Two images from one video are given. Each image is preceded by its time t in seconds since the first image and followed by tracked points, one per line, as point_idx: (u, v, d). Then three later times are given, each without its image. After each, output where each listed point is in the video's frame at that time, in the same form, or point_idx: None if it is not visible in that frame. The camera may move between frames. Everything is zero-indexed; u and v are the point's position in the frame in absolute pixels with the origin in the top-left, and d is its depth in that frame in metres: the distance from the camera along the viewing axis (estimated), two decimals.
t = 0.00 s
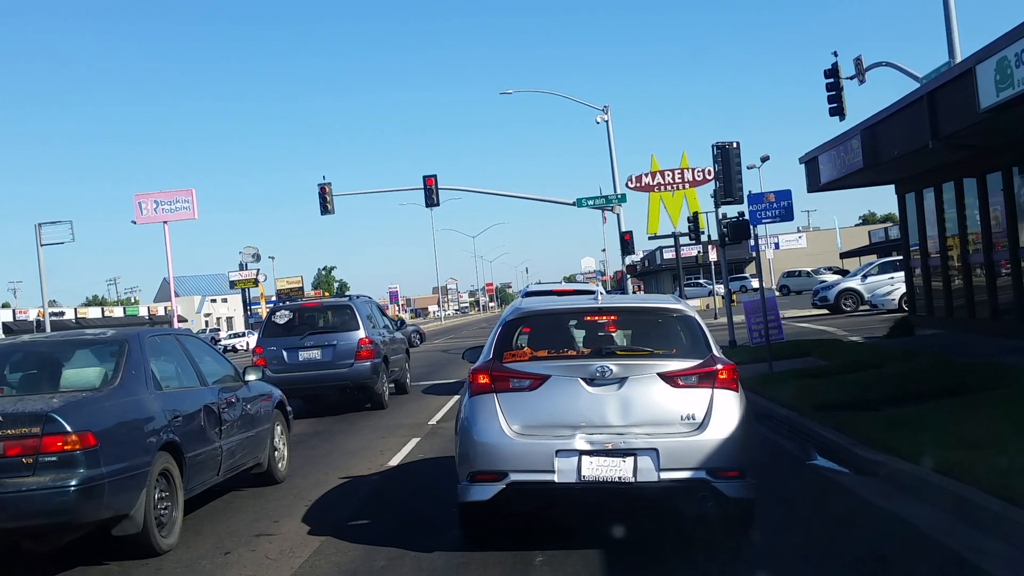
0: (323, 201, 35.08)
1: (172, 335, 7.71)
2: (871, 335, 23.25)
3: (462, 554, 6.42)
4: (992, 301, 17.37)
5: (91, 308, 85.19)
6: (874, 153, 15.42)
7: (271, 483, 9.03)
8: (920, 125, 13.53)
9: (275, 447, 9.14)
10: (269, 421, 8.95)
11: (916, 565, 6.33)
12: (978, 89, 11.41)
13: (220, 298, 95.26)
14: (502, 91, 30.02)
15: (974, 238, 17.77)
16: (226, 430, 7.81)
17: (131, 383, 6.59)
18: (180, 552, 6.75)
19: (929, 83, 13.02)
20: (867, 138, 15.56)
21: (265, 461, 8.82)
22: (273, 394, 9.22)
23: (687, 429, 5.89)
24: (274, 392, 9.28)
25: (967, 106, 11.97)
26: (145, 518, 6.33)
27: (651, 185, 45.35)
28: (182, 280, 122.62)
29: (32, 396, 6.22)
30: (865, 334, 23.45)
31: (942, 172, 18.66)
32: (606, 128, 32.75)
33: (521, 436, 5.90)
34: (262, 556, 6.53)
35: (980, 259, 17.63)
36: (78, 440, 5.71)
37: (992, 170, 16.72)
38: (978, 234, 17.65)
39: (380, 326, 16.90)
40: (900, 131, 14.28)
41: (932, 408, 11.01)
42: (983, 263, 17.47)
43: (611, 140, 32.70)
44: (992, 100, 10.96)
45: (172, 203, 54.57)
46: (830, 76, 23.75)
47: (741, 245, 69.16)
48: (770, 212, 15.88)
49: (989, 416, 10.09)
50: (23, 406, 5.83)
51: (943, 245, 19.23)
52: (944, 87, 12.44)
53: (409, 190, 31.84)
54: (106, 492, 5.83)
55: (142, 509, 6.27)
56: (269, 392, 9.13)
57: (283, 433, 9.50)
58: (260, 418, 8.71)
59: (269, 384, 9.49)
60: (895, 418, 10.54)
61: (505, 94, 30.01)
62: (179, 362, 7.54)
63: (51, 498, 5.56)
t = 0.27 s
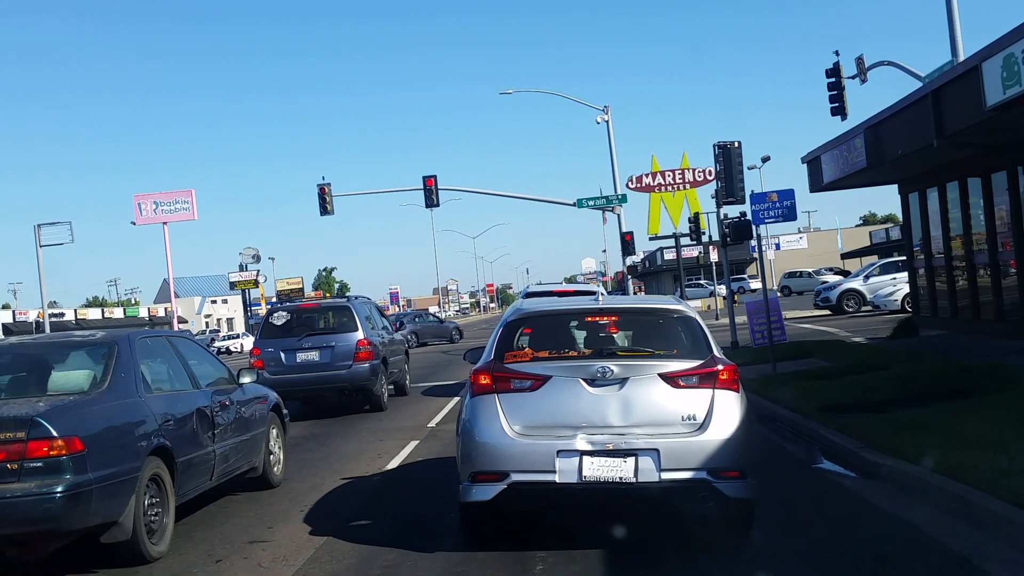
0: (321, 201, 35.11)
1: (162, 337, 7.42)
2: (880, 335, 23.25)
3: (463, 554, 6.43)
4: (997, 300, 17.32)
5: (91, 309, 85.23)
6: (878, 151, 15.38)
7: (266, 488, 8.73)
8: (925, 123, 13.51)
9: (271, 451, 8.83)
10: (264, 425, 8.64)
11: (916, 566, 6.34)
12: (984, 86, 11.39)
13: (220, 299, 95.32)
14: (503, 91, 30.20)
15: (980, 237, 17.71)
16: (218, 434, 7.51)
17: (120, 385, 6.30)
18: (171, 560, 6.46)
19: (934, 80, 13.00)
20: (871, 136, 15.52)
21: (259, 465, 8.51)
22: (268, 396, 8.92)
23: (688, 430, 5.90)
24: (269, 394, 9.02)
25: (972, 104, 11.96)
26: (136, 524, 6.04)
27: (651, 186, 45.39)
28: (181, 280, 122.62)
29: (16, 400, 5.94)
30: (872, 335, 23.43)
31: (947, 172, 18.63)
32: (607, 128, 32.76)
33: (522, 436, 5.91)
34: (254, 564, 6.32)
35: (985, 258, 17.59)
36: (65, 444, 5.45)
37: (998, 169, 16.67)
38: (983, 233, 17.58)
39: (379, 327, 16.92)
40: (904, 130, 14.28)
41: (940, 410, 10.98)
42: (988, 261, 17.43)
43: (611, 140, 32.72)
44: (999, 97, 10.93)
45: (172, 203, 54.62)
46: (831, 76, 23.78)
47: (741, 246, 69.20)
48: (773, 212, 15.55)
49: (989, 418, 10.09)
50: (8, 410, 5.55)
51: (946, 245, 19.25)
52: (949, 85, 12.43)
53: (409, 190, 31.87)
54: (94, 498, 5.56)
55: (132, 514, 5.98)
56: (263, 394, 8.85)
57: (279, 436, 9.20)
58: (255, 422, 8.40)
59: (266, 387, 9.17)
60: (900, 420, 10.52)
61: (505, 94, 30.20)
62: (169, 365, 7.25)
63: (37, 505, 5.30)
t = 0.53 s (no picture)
0: (321, 200, 35.10)
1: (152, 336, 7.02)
2: (881, 335, 23.21)
3: (461, 555, 6.40)
4: (1000, 299, 17.26)
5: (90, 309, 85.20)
6: (883, 148, 15.29)
7: (260, 492, 8.35)
8: (930, 120, 13.44)
9: (264, 454, 8.40)
10: (257, 427, 8.22)
11: (917, 565, 6.32)
12: (991, 82, 11.33)
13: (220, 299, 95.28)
14: (502, 91, 30.37)
15: (985, 236, 17.64)
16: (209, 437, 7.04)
17: (107, 386, 5.92)
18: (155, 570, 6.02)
19: (941, 77, 12.93)
20: (875, 133, 15.42)
21: (252, 469, 8.10)
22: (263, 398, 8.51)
23: (688, 430, 5.86)
24: (264, 396, 8.60)
25: (979, 100, 11.89)
26: (121, 532, 5.64)
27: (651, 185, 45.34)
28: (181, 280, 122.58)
29: None
30: (873, 335, 23.39)
31: (951, 170, 18.58)
32: (607, 127, 32.74)
33: (522, 437, 5.87)
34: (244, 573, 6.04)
35: (990, 256, 17.52)
36: (47, 449, 5.09)
37: (1004, 166, 16.59)
38: (988, 231, 17.51)
39: (377, 327, 16.87)
40: (909, 127, 14.22)
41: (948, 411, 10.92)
42: (992, 260, 17.36)
43: (612, 139, 32.68)
44: (1006, 93, 10.86)
45: (171, 203, 54.58)
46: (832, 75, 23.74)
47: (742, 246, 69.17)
48: (775, 210, 15.49)
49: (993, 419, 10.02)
50: None
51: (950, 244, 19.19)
52: (956, 81, 12.37)
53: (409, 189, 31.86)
54: (77, 506, 5.19)
55: (116, 522, 5.57)
56: (258, 395, 8.43)
57: (273, 440, 8.80)
58: (248, 425, 7.96)
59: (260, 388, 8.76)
60: (908, 421, 10.45)
61: (504, 94, 30.37)
62: (160, 366, 6.84)
63: (16, 512, 4.94)
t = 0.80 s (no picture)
0: (320, 201, 35.04)
1: (139, 339, 6.81)
2: (883, 335, 23.15)
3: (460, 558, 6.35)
4: (1005, 299, 17.18)
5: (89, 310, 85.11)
6: (887, 146, 15.20)
7: (252, 497, 8.18)
8: (936, 118, 13.35)
9: (256, 458, 8.27)
10: (249, 431, 8.07)
11: (917, 566, 6.27)
12: (999, 78, 11.25)
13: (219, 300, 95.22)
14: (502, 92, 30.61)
15: (990, 235, 17.56)
16: (199, 441, 6.84)
17: (91, 390, 5.69)
18: None
19: (947, 73, 12.85)
20: (879, 131, 15.32)
21: (244, 473, 7.92)
22: (254, 402, 8.35)
23: (690, 431, 5.80)
24: (255, 400, 8.43)
25: (985, 97, 11.82)
26: (108, 539, 5.40)
27: (651, 185, 45.28)
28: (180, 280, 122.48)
29: None
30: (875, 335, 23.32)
31: (955, 169, 18.50)
32: (607, 126, 32.67)
33: (522, 439, 5.81)
34: None
35: (995, 255, 17.43)
36: (28, 455, 4.84)
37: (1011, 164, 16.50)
38: (993, 229, 17.42)
39: (374, 328, 16.80)
40: (913, 125, 14.14)
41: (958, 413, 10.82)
42: (997, 259, 17.27)
43: (612, 139, 32.62)
44: (1013, 88, 10.79)
45: (170, 203, 54.52)
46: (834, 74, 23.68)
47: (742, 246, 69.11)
48: (778, 209, 15.41)
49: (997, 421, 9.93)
50: None
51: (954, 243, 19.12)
52: (962, 77, 12.29)
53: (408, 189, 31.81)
54: (59, 514, 4.95)
55: (102, 530, 5.33)
56: (248, 399, 8.25)
57: (265, 444, 8.64)
58: (240, 428, 7.81)
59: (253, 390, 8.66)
60: (914, 424, 10.37)
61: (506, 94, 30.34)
62: (148, 369, 6.63)
63: None
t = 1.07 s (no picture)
0: (320, 200, 34.90)
1: (124, 340, 6.66)
2: (885, 335, 23.01)
3: (458, 561, 6.23)
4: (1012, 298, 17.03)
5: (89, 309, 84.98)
6: (891, 143, 15.07)
7: (243, 502, 8.05)
8: (942, 114, 13.22)
9: (248, 462, 8.13)
10: (240, 434, 7.93)
11: (917, 566, 6.14)
12: (1007, 72, 11.12)
13: (218, 299, 95.08)
14: (503, 89, 30.71)
15: (997, 233, 17.41)
16: (187, 445, 6.70)
17: (72, 394, 5.53)
18: None
19: (954, 68, 12.72)
20: (883, 128, 15.19)
21: (235, 478, 7.79)
22: (246, 404, 8.22)
23: (693, 434, 5.68)
24: (247, 403, 8.30)
25: (994, 91, 11.68)
26: (89, 548, 5.24)
27: (652, 184, 45.14)
28: (179, 280, 122.31)
29: None
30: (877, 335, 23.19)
31: (961, 166, 18.36)
32: (608, 124, 32.55)
33: (521, 441, 5.69)
34: None
35: (1002, 254, 17.28)
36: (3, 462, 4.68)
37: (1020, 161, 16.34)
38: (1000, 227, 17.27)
39: (372, 328, 16.67)
40: (919, 121, 14.01)
41: (965, 414, 10.68)
42: (1005, 257, 17.12)
43: (613, 137, 32.50)
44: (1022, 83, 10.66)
45: (169, 202, 54.41)
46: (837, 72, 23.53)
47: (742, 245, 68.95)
48: (782, 207, 15.28)
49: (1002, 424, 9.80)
50: None
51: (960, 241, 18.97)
52: (970, 71, 12.16)
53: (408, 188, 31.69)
54: (35, 523, 4.80)
55: (83, 539, 5.18)
56: (239, 402, 8.12)
57: (257, 448, 8.50)
58: (230, 432, 7.67)
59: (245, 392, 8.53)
60: (919, 426, 10.24)
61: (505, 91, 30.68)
62: (133, 371, 6.49)
63: None
